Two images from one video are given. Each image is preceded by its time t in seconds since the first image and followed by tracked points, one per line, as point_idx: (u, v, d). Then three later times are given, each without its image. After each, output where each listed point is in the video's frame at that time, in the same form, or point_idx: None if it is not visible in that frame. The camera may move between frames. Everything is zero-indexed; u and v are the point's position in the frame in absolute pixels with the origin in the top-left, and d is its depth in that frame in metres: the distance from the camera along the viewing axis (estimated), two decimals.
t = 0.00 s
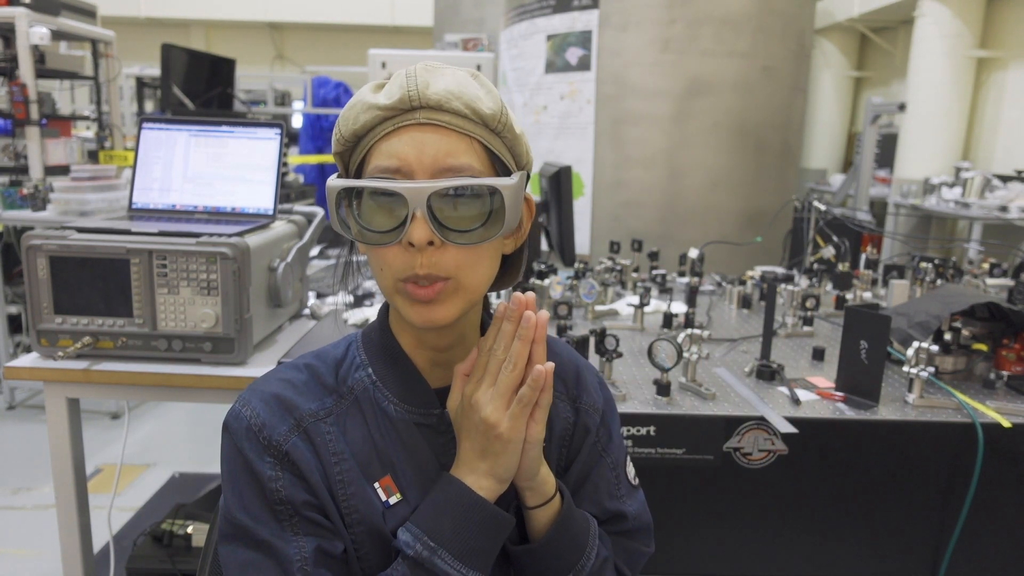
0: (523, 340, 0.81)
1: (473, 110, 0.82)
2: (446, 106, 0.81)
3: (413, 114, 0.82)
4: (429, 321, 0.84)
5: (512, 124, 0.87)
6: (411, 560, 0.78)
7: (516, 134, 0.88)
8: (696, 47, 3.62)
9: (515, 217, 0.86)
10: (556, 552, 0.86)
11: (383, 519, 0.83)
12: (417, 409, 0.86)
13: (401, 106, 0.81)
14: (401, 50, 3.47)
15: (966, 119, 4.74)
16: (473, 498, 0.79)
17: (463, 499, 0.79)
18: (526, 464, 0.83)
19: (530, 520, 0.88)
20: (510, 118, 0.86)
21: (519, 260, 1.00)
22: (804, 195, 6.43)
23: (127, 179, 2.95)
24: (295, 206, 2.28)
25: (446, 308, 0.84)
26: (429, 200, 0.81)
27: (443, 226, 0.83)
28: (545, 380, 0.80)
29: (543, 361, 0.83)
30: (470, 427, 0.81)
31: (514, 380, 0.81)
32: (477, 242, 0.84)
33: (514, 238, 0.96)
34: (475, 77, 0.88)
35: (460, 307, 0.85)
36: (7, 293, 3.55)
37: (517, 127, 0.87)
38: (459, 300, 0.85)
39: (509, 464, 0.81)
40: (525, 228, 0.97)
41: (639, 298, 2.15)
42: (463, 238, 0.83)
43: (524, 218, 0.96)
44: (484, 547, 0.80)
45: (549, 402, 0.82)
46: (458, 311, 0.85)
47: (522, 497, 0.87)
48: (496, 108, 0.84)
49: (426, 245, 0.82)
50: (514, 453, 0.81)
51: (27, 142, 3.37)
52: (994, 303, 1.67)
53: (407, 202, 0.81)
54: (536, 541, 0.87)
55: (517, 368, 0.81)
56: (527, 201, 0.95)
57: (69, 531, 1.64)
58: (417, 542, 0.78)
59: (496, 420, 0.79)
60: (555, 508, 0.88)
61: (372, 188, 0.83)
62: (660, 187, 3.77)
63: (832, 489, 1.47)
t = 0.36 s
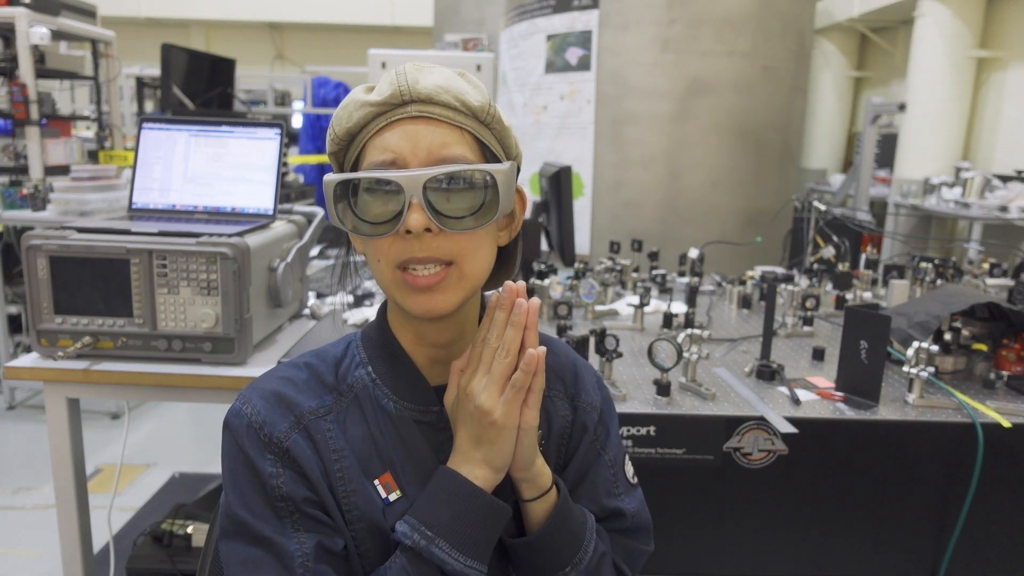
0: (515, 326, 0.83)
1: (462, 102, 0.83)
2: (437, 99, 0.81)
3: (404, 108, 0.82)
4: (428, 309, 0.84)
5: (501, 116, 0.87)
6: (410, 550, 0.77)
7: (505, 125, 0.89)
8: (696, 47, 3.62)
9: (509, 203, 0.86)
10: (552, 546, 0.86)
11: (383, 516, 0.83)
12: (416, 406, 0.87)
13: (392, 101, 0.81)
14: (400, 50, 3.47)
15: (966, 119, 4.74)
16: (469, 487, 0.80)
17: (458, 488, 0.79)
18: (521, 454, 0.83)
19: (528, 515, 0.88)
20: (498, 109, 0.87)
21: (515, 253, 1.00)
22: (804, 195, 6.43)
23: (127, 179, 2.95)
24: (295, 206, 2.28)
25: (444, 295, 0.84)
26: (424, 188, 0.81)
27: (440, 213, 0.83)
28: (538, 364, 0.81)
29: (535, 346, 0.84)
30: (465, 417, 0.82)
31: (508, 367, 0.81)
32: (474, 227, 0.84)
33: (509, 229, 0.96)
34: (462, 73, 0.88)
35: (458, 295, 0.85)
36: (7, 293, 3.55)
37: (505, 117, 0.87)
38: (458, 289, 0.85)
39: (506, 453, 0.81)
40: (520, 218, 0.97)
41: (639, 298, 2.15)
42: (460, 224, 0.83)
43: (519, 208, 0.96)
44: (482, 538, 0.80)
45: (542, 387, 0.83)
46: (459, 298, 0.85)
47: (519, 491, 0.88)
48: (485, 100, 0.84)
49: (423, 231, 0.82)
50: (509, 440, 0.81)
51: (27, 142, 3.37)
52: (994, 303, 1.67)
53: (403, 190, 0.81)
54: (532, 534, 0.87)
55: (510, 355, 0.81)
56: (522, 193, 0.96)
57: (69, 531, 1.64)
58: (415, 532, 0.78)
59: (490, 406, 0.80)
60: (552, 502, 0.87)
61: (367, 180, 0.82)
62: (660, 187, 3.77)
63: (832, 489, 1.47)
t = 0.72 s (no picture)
0: (512, 324, 0.82)
1: (461, 102, 0.83)
2: (437, 100, 0.81)
3: (404, 109, 0.82)
4: (429, 309, 0.83)
5: (501, 116, 0.87)
6: (410, 548, 0.77)
7: (505, 126, 0.88)
8: (696, 47, 3.62)
9: (509, 203, 0.86)
10: (552, 544, 0.86)
11: (384, 515, 0.83)
12: (416, 405, 0.86)
13: (392, 101, 0.81)
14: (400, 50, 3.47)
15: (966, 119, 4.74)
16: (468, 485, 0.79)
17: (458, 486, 0.79)
18: (520, 451, 0.83)
19: (528, 514, 0.88)
20: (498, 110, 0.86)
21: (516, 253, 1.00)
22: (804, 195, 6.43)
23: (127, 179, 2.95)
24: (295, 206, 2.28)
25: (445, 295, 0.83)
26: (424, 189, 0.81)
27: (439, 213, 0.82)
28: (537, 361, 0.81)
29: (533, 344, 0.84)
30: (463, 415, 0.81)
31: (505, 364, 0.81)
32: (475, 228, 0.84)
33: (509, 229, 0.96)
34: (462, 73, 0.88)
35: (459, 295, 0.84)
36: (7, 293, 3.55)
37: (505, 117, 0.87)
38: (459, 288, 0.85)
39: (504, 450, 0.81)
40: (521, 218, 0.96)
41: (639, 298, 2.15)
42: (460, 225, 0.83)
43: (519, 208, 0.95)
44: (481, 535, 0.80)
45: (540, 383, 0.83)
46: (459, 298, 0.84)
47: (518, 487, 0.87)
48: (485, 100, 0.84)
49: (423, 233, 0.82)
50: (508, 437, 0.81)
51: (27, 142, 3.36)
52: (994, 303, 1.67)
53: (403, 191, 0.81)
54: (532, 532, 0.87)
55: (508, 351, 0.81)
56: (523, 193, 0.95)
57: (69, 532, 1.64)
58: (415, 530, 0.77)
59: (489, 402, 0.79)
60: (551, 500, 0.87)
61: (366, 182, 0.82)
62: (660, 187, 3.77)
63: (832, 489, 1.47)
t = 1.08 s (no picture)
0: (524, 334, 0.83)
1: (470, 108, 0.82)
2: (445, 105, 0.81)
3: (412, 113, 0.81)
4: (434, 318, 0.84)
5: (510, 121, 0.87)
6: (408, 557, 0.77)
7: (514, 132, 0.89)
8: (696, 47, 3.61)
9: (517, 213, 0.86)
10: (553, 552, 0.86)
11: (384, 518, 0.83)
12: (418, 409, 0.86)
13: (400, 106, 0.81)
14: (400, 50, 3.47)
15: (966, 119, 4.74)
16: (468, 494, 0.79)
17: (460, 494, 0.79)
18: (524, 462, 0.83)
19: (528, 519, 0.88)
20: (506, 116, 0.86)
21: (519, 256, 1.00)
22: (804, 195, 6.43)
23: (127, 179, 2.95)
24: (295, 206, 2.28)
25: (450, 304, 0.84)
26: (432, 198, 0.81)
27: (446, 224, 0.82)
28: (547, 373, 0.81)
29: (544, 356, 0.84)
30: (469, 421, 0.81)
31: (515, 373, 0.81)
32: (482, 239, 0.84)
33: (515, 234, 0.95)
34: (470, 76, 0.88)
35: (464, 304, 0.85)
36: (7, 293, 3.55)
37: (513, 124, 0.87)
38: (463, 298, 0.85)
39: (508, 459, 0.81)
40: (526, 224, 0.96)
41: (639, 298, 2.15)
42: (467, 236, 0.83)
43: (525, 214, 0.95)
44: (481, 542, 0.79)
45: (549, 396, 0.82)
46: (464, 308, 0.85)
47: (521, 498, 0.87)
48: (494, 106, 0.84)
49: (429, 243, 0.82)
50: (513, 447, 0.80)
51: (27, 142, 3.36)
52: (994, 303, 1.67)
53: (410, 202, 0.81)
54: (533, 539, 0.87)
55: (518, 360, 0.82)
56: (528, 199, 0.95)
57: (69, 532, 1.64)
58: (414, 538, 0.77)
59: (496, 411, 0.79)
60: (552, 509, 0.87)
61: (372, 189, 0.82)
62: (660, 187, 3.77)
63: (832, 489, 1.47)
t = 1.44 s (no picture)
0: (547, 355, 0.80)
1: (457, 101, 0.83)
2: (433, 100, 0.81)
3: (400, 110, 0.81)
4: (436, 309, 0.83)
5: (494, 113, 0.88)
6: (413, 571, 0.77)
7: (497, 122, 0.89)
8: (696, 47, 3.61)
9: (510, 198, 0.88)
10: (558, 563, 0.86)
11: (382, 517, 0.83)
12: (417, 407, 0.86)
13: (387, 103, 0.81)
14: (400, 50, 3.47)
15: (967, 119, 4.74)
16: (481, 513, 0.79)
17: (471, 514, 0.78)
18: (538, 479, 0.83)
19: (536, 530, 0.88)
20: (490, 106, 0.87)
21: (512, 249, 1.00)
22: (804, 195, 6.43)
23: (127, 179, 2.95)
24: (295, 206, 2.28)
25: (451, 295, 0.84)
26: (427, 190, 0.81)
27: (443, 215, 0.83)
28: (571, 399, 0.79)
29: (566, 378, 0.82)
30: (482, 437, 0.80)
31: (536, 395, 0.80)
32: (478, 227, 0.85)
33: (506, 225, 0.96)
34: (451, 71, 0.88)
35: (465, 294, 0.85)
36: (7, 293, 3.55)
37: (497, 114, 0.88)
38: (464, 287, 0.85)
39: (522, 479, 0.80)
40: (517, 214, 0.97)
41: (639, 298, 2.15)
42: (465, 226, 0.84)
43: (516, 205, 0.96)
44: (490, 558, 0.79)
45: (569, 419, 0.82)
46: (465, 295, 0.85)
47: (530, 509, 0.88)
48: (479, 99, 0.85)
49: (429, 235, 0.82)
50: (530, 466, 0.80)
51: (27, 142, 3.36)
52: (994, 303, 1.67)
53: (407, 195, 0.81)
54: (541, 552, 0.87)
55: (541, 383, 0.80)
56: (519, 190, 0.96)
57: (69, 532, 1.64)
58: (421, 554, 0.77)
59: (514, 434, 0.78)
60: (560, 522, 0.88)
61: (368, 186, 0.82)
62: (661, 187, 3.77)
63: (832, 489, 1.47)
